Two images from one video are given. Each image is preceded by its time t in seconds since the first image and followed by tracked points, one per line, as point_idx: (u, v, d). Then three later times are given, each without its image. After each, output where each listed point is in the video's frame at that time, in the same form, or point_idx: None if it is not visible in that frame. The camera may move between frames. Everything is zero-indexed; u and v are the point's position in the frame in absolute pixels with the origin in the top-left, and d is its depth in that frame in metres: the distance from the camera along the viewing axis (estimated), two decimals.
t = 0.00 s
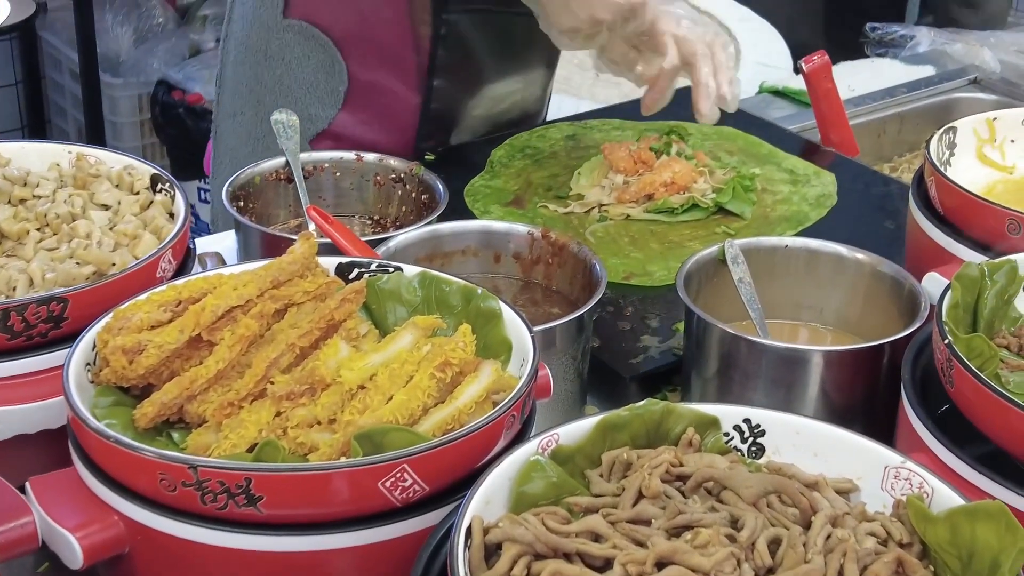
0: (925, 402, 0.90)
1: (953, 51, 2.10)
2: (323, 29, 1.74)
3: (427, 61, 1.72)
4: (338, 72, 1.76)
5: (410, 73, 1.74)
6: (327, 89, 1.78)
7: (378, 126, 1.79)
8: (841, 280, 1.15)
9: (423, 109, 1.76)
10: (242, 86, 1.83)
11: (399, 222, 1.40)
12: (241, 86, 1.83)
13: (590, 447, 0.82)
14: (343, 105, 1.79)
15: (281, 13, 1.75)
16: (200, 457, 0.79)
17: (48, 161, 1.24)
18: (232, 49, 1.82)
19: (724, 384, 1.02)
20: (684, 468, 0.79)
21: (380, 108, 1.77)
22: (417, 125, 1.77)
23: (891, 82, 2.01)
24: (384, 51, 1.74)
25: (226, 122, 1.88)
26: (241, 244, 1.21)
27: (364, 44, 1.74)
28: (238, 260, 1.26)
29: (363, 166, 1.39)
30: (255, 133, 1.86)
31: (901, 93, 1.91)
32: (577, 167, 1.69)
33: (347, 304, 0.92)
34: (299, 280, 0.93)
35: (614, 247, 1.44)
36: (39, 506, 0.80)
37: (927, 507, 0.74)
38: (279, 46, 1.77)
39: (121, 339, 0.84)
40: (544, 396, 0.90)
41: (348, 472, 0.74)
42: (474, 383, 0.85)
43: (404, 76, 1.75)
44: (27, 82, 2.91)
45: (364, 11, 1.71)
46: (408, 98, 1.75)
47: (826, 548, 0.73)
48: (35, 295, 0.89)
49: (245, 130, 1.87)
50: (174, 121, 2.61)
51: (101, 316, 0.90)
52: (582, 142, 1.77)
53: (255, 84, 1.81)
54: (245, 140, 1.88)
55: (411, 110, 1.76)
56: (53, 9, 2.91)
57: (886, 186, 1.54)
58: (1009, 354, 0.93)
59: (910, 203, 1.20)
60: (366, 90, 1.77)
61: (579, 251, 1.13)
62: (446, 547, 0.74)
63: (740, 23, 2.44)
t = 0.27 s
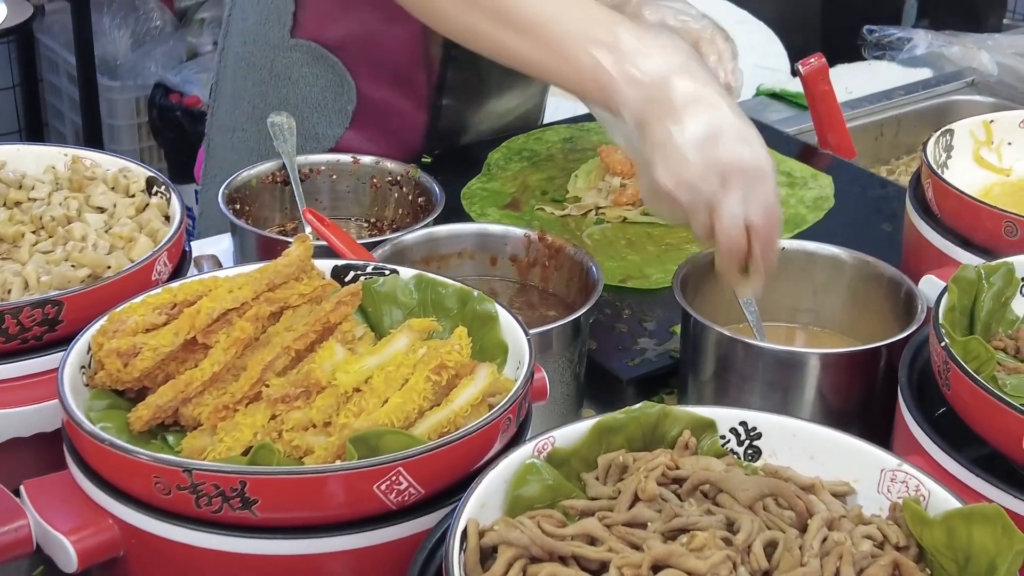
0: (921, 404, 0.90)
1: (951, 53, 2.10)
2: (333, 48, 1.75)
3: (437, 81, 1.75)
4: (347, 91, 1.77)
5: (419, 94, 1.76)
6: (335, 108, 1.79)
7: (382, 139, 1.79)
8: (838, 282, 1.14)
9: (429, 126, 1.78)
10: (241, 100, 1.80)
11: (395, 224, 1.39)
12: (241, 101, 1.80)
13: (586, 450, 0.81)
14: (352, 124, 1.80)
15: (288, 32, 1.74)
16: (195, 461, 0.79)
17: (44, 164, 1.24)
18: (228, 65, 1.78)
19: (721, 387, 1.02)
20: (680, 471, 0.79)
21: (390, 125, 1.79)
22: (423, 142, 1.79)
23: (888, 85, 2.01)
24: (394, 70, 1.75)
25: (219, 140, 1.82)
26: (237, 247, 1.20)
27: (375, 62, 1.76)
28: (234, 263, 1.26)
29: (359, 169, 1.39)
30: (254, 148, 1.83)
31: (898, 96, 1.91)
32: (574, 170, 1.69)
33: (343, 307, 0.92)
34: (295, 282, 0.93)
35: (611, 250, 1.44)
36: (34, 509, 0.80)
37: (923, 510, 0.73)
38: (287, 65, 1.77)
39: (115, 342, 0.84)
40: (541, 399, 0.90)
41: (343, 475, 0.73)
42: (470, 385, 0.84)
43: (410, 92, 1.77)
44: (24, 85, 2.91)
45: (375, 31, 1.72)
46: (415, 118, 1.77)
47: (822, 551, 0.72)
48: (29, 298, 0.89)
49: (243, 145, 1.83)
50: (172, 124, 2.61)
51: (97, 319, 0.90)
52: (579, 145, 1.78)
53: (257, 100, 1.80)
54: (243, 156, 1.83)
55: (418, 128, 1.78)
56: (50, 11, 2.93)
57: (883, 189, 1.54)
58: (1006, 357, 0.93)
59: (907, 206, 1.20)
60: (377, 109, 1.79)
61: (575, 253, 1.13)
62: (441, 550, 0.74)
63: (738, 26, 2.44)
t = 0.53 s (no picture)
0: (920, 407, 0.90)
1: (949, 56, 2.10)
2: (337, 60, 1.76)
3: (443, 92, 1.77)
4: (354, 104, 1.78)
5: (425, 106, 1.78)
6: (341, 119, 1.80)
7: (383, 148, 1.80)
8: (837, 284, 1.14)
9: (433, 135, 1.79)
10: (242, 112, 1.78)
11: (394, 227, 1.39)
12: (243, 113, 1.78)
13: (585, 453, 0.81)
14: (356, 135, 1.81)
15: (295, 45, 1.75)
16: (193, 464, 0.79)
17: (42, 166, 1.24)
18: (228, 77, 1.75)
19: (720, 390, 1.02)
20: (679, 473, 0.79)
21: (391, 135, 1.80)
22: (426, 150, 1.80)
23: (886, 87, 2.01)
24: (398, 81, 1.78)
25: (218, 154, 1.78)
26: (236, 250, 1.20)
27: (380, 73, 1.77)
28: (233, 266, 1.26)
29: (358, 171, 1.39)
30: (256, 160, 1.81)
31: (897, 98, 1.91)
32: (572, 173, 1.69)
33: (341, 309, 0.92)
34: (293, 284, 0.93)
35: (610, 252, 1.44)
36: (31, 511, 0.80)
37: (922, 512, 0.73)
38: (292, 77, 1.77)
39: (113, 345, 0.84)
40: (539, 402, 0.90)
41: (342, 478, 0.73)
42: (469, 388, 0.84)
43: (415, 105, 1.79)
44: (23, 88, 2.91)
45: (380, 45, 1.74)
46: (419, 127, 1.79)
47: (821, 554, 0.72)
48: (28, 300, 0.89)
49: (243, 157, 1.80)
50: (170, 127, 2.61)
51: (94, 322, 0.90)
52: (577, 147, 1.78)
53: (259, 111, 1.78)
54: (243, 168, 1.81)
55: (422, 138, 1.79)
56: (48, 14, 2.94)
57: (882, 191, 1.54)
58: (1005, 360, 0.94)
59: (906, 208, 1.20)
60: (379, 119, 1.80)
61: (574, 256, 1.13)
62: (440, 553, 0.74)
63: (736, 28, 2.44)
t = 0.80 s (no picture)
0: (921, 408, 0.90)
1: (949, 58, 2.10)
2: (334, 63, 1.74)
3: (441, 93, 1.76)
4: (349, 107, 1.76)
5: (424, 109, 1.76)
6: (337, 123, 1.77)
7: (383, 151, 1.77)
8: (837, 287, 1.14)
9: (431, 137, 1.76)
10: (242, 113, 1.80)
11: (394, 228, 1.39)
12: (242, 114, 1.80)
13: (585, 455, 0.80)
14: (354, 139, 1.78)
15: (291, 48, 1.75)
16: (193, 465, 0.79)
17: (41, 168, 1.24)
18: (230, 77, 1.80)
19: (720, 392, 1.02)
20: (680, 475, 0.79)
21: (390, 139, 1.76)
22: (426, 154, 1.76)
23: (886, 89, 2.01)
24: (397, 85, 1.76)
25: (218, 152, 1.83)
26: (235, 252, 1.20)
27: (380, 78, 1.76)
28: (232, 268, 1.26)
29: (357, 173, 1.39)
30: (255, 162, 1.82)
31: (896, 100, 1.91)
32: (572, 174, 1.69)
33: (341, 311, 0.92)
34: (294, 286, 0.93)
35: (610, 254, 1.44)
36: (31, 513, 0.80)
37: (924, 514, 0.73)
38: (289, 80, 1.76)
39: (113, 347, 0.84)
40: (540, 403, 0.90)
41: (342, 480, 0.73)
42: (469, 390, 0.84)
43: (415, 108, 1.76)
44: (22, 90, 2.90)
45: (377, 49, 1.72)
46: (418, 130, 1.75)
47: (822, 556, 0.72)
48: (28, 302, 0.89)
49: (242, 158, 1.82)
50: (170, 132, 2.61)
51: (95, 323, 0.90)
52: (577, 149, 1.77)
53: (258, 113, 1.80)
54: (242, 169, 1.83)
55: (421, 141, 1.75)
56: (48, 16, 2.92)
57: (882, 193, 1.54)
58: (1005, 361, 0.94)
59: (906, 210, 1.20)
60: (378, 122, 1.77)
61: (574, 257, 1.13)
62: (440, 555, 0.74)
63: (736, 30, 2.44)
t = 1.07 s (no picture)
0: (921, 410, 0.90)
1: (949, 59, 2.10)
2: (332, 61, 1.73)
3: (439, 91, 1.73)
4: (349, 105, 1.74)
5: (422, 106, 1.75)
6: (338, 121, 1.76)
7: (384, 152, 1.76)
8: (837, 288, 1.14)
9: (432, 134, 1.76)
10: (245, 113, 1.80)
11: (394, 230, 1.39)
12: (245, 114, 1.80)
13: (586, 457, 0.80)
14: (354, 136, 1.77)
15: (290, 46, 1.73)
16: (193, 468, 0.79)
17: (41, 169, 1.24)
18: (232, 77, 1.80)
19: (721, 394, 1.02)
20: (681, 477, 0.79)
21: (391, 137, 1.76)
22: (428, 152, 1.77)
23: (886, 91, 2.01)
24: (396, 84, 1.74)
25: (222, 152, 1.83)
26: (235, 254, 1.20)
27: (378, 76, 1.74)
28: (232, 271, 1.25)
29: (357, 175, 1.39)
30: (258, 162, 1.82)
31: (896, 102, 1.92)
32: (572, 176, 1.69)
33: (342, 313, 0.92)
34: (294, 288, 0.93)
35: (610, 256, 1.44)
36: (30, 516, 0.79)
37: (925, 516, 0.73)
38: (289, 79, 1.75)
39: (113, 349, 0.84)
40: (540, 405, 0.90)
41: (343, 482, 0.73)
42: (470, 392, 0.84)
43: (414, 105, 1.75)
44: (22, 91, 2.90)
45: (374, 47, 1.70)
46: (418, 128, 1.75)
47: (823, 559, 0.72)
48: (27, 304, 0.89)
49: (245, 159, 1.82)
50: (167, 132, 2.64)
51: (94, 326, 0.90)
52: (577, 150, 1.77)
53: (261, 113, 1.79)
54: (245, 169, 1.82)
55: (422, 138, 1.75)
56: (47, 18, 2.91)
57: (882, 195, 1.54)
58: (1006, 363, 0.94)
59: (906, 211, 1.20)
60: (378, 120, 1.76)
61: (574, 259, 1.13)
62: (441, 558, 0.74)
63: (736, 32, 2.44)
